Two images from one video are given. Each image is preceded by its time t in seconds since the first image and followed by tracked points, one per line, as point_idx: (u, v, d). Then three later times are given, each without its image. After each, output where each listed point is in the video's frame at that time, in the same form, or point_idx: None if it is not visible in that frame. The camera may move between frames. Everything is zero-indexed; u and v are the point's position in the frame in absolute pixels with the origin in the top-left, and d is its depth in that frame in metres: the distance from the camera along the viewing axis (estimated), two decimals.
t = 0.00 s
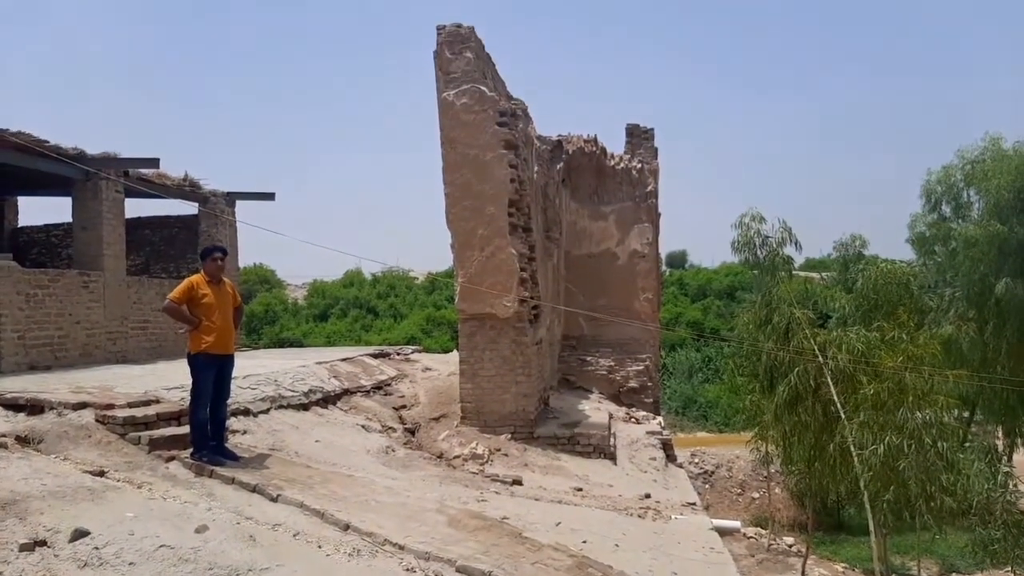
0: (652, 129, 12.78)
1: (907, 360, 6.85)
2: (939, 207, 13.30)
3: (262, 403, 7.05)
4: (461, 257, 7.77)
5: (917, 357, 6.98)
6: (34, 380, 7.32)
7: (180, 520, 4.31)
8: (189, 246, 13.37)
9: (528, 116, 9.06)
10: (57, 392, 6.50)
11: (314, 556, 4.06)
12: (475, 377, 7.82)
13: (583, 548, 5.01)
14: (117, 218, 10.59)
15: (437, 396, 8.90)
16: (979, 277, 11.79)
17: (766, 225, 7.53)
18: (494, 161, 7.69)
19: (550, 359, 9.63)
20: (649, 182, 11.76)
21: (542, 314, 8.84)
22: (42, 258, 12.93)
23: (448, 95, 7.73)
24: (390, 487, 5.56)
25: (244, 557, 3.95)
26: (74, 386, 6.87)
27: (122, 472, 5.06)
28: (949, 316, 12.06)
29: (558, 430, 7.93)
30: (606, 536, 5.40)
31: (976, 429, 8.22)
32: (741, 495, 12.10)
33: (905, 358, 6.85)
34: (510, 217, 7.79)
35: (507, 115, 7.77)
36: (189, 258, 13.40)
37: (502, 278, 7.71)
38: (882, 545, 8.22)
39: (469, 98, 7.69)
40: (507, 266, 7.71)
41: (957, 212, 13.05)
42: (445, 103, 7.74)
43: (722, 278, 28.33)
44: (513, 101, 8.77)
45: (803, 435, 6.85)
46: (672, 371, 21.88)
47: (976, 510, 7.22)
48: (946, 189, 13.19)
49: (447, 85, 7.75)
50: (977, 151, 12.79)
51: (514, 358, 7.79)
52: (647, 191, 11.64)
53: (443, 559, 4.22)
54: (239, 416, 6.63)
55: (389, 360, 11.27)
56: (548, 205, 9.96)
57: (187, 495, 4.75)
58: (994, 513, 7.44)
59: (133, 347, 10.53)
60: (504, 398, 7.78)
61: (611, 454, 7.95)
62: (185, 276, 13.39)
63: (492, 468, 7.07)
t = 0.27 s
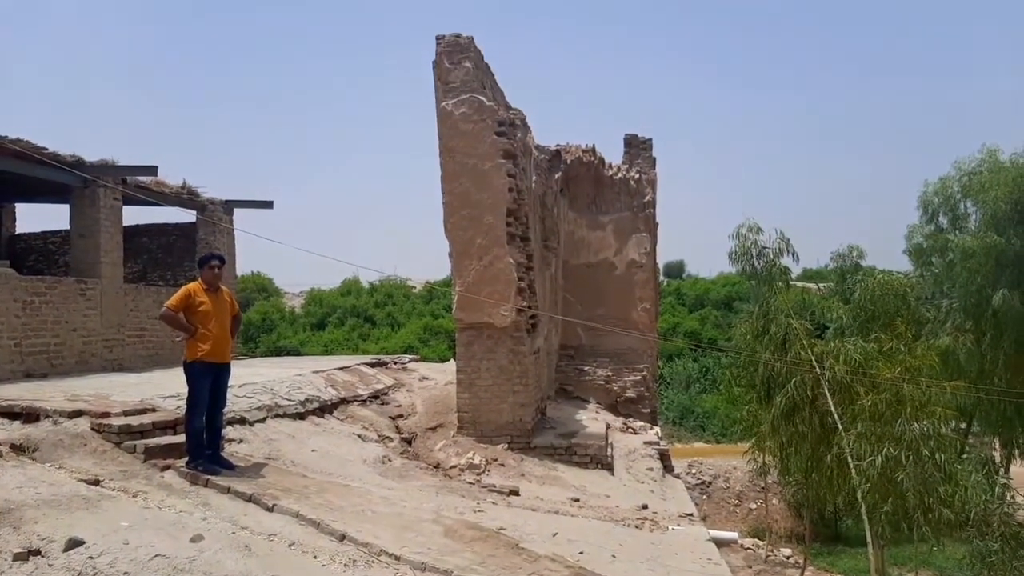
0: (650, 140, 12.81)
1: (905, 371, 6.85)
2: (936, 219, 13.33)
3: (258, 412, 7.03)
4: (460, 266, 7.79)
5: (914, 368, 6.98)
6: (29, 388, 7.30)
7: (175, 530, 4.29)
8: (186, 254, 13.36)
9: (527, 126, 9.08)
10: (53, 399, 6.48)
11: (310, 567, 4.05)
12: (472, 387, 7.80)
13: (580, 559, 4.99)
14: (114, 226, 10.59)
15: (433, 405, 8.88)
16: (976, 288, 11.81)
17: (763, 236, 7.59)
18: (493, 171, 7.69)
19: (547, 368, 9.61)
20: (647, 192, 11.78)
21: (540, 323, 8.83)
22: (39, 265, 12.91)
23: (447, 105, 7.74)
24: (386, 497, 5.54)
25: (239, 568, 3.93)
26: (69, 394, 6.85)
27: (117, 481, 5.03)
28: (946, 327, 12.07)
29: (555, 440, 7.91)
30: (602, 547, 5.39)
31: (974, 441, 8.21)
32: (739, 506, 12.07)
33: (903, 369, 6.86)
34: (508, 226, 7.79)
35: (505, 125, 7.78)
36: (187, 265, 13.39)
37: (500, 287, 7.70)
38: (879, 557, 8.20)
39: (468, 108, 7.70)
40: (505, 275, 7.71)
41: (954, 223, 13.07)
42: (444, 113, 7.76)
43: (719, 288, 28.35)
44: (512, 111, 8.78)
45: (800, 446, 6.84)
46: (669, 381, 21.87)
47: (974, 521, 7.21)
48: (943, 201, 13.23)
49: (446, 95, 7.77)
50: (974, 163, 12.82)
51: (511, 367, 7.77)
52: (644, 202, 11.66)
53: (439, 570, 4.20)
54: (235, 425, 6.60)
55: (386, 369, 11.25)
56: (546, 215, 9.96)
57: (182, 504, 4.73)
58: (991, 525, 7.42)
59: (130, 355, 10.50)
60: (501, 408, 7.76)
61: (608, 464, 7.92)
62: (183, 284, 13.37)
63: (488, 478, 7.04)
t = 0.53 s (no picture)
0: (652, 146, 12.82)
1: (910, 375, 6.91)
2: (940, 223, 13.32)
3: (263, 420, 7.03)
4: (463, 273, 7.78)
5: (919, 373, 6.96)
6: (35, 397, 7.31)
7: (180, 537, 4.28)
8: (190, 262, 13.39)
9: (530, 133, 9.10)
10: (58, 408, 6.49)
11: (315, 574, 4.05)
12: (477, 393, 7.79)
13: (585, 566, 4.97)
14: (119, 235, 10.61)
15: (438, 412, 8.87)
16: (980, 292, 11.79)
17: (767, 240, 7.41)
18: (496, 177, 7.70)
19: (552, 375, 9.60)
20: (650, 198, 11.78)
21: (544, 330, 8.83)
22: (44, 274, 12.94)
23: (449, 112, 7.76)
24: (391, 504, 5.53)
25: None
26: (75, 403, 6.85)
27: (122, 489, 5.03)
28: (951, 331, 12.05)
29: (560, 446, 7.90)
30: (608, 553, 5.38)
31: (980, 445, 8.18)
32: (745, 512, 12.03)
33: (908, 374, 6.85)
34: (512, 233, 7.80)
35: (507, 132, 7.80)
36: (191, 274, 13.41)
37: (504, 294, 7.71)
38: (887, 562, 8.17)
39: (470, 115, 7.72)
40: (509, 281, 7.71)
41: (958, 228, 13.06)
42: (447, 120, 7.78)
43: (723, 293, 28.32)
44: (515, 117, 8.80)
45: (806, 451, 6.82)
46: (674, 387, 21.82)
47: (981, 526, 7.17)
48: (946, 205, 13.22)
49: (448, 102, 7.79)
50: (977, 167, 12.81)
51: (515, 373, 7.77)
52: (647, 208, 11.67)
53: None
54: (240, 433, 6.60)
55: (391, 376, 11.25)
56: (549, 221, 9.97)
57: (187, 512, 4.73)
58: (999, 530, 7.38)
59: (134, 364, 10.51)
60: (505, 414, 7.75)
61: (613, 470, 7.91)
62: (187, 292, 13.40)
63: (493, 484, 7.03)
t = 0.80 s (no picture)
0: (654, 145, 12.82)
1: (911, 375, 6.90)
2: (942, 223, 13.30)
3: (264, 419, 7.04)
4: (465, 272, 7.78)
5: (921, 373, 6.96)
6: (37, 395, 7.32)
7: (181, 536, 4.29)
8: (192, 260, 13.40)
9: (531, 132, 9.10)
10: (59, 407, 6.50)
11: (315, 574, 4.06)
12: (478, 392, 7.79)
13: (586, 565, 4.97)
14: (121, 234, 10.63)
15: (439, 411, 8.87)
16: (982, 292, 11.78)
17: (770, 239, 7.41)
18: (497, 177, 7.70)
19: (553, 374, 9.59)
20: (652, 197, 11.77)
21: (546, 329, 8.83)
22: (46, 273, 12.96)
23: (451, 112, 7.76)
24: (392, 503, 5.54)
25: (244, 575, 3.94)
26: (77, 401, 6.87)
27: (123, 487, 5.04)
28: (953, 331, 12.04)
29: (561, 446, 7.90)
30: (608, 552, 5.38)
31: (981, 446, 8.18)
32: (746, 511, 12.03)
33: (910, 374, 6.84)
34: (514, 232, 7.80)
35: (509, 131, 7.80)
36: (193, 272, 13.42)
37: (505, 293, 7.71)
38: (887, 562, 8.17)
39: (472, 114, 7.72)
40: (510, 280, 7.72)
41: (961, 227, 13.04)
42: (449, 119, 7.78)
43: (725, 292, 28.29)
44: (516, 116, 8.80)
45: (808, 450, 6.82)
46: (676, 386, 21.82)
47: (982, 526, 7.16)
48: (948, 205, 13.21)
49: (450, 101, 7.78)
50: (980, 166, 12.80)
51: (516, 373, 7.77)
52: (649, 207, 11.67)
53: None
54: (241, 432, 6.61)
55: (392, 375, 11.26)
56: (551, 220, 9.97)
57: (188, 511, 4.73)
58: (1000, 530, 7.38)
59: (136, 362, 10.53)
60: (506, 413, 7.75)
61: (614, 470, 7.92)
62: (189, 291, 13.41)
63: (494, 483, 7.03)
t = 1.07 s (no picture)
0: (651, 149, 12.84)
1: (905, 381, 6.92)
2: (936, 229, 13.34)
3: (258, 421, 7.03)
4: (460, 275, 7.79)
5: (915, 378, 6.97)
6: (29, 396, 7.30)
7: (173, 538, 4.28)
8: (187, 261, 13.38)
9: (528, 135, 9.10)
10: (52, 407, 6.48)
11: None
12: (472, 395, 7.79)
13: (579, 569, 4.97)
14: (116, 234, 10.61)
15: (433, 414, 8.86)
16: (976, 298, 11.82)
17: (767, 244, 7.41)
18: (494, 180, 7.71)
19: (547, 378, 9.59)
20: (648, 201, 11.78)
21: (541, 332, 8.83)
22: (40, 273, 12.93)
23: (448, 115, 7.76)
24: (386, 505, 5.53)
25: None
26: (70, 402, 6.85)
27: (116, 489, 5.03)
28: (947, 337, 12.08)
29: (555, 449, 7.90)
30: (602, 556, 5.38)
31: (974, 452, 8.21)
32: (739, 516, 12.04)
33: (903, 380, 6.86)
34: (509, 236, 7.80)
35: (506, 134, 7.80)
36: (187, 273, 13.40)
37: (501, 296, 7.71)
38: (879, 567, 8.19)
39: (469, 117, 7.72)
40: (506, 284, 7.72)
41: (955, 233, 13.08)
42: (446, 122, 7.78)
43: (720, 297, 28.34)
44: (513, 120, 8.81)
45: (802, 455, 6.83)
46: (670, 390, 21.84)
47: (974, 531, 7.17)
48: (943, 211, 13.24)
49: (447, 104, 7.79)
50: (975, 173, 12.84)
51: (511, 376, 7.77)
52: (645, 211, 11.67)
53: None
54: (235, 434, 6.60)
55: (387, 378, 11.25)
56: (547, 224, 9.98)
57: (180, 513, 4.72)
58: (992, 536, 7.40)
59: (130, 363, 10.51)
60: (500, 417, 7.75)
61: (608, 473, 7.92)
62: (183, 292, 13.39)
63: (488, 487, 7.03)
